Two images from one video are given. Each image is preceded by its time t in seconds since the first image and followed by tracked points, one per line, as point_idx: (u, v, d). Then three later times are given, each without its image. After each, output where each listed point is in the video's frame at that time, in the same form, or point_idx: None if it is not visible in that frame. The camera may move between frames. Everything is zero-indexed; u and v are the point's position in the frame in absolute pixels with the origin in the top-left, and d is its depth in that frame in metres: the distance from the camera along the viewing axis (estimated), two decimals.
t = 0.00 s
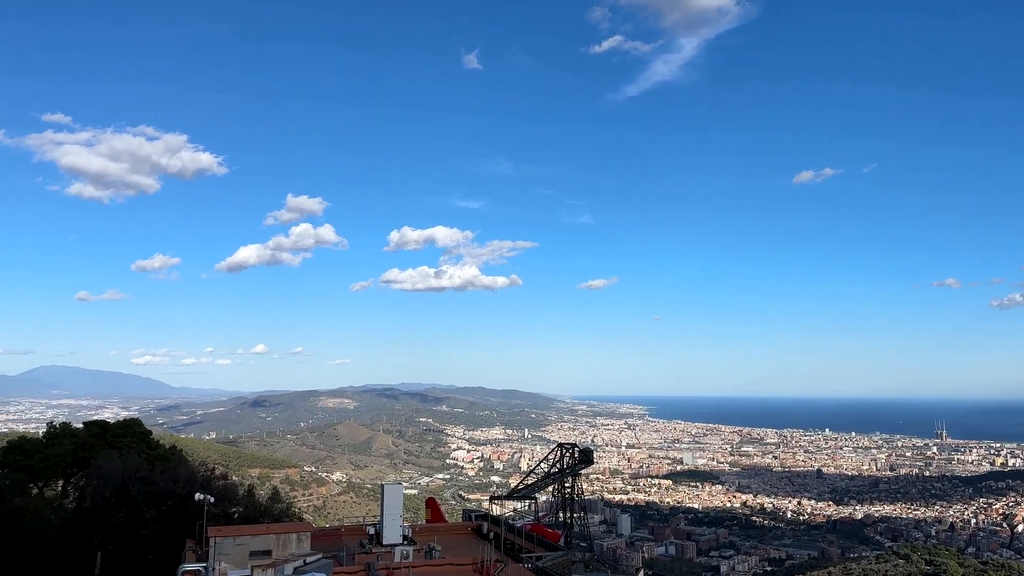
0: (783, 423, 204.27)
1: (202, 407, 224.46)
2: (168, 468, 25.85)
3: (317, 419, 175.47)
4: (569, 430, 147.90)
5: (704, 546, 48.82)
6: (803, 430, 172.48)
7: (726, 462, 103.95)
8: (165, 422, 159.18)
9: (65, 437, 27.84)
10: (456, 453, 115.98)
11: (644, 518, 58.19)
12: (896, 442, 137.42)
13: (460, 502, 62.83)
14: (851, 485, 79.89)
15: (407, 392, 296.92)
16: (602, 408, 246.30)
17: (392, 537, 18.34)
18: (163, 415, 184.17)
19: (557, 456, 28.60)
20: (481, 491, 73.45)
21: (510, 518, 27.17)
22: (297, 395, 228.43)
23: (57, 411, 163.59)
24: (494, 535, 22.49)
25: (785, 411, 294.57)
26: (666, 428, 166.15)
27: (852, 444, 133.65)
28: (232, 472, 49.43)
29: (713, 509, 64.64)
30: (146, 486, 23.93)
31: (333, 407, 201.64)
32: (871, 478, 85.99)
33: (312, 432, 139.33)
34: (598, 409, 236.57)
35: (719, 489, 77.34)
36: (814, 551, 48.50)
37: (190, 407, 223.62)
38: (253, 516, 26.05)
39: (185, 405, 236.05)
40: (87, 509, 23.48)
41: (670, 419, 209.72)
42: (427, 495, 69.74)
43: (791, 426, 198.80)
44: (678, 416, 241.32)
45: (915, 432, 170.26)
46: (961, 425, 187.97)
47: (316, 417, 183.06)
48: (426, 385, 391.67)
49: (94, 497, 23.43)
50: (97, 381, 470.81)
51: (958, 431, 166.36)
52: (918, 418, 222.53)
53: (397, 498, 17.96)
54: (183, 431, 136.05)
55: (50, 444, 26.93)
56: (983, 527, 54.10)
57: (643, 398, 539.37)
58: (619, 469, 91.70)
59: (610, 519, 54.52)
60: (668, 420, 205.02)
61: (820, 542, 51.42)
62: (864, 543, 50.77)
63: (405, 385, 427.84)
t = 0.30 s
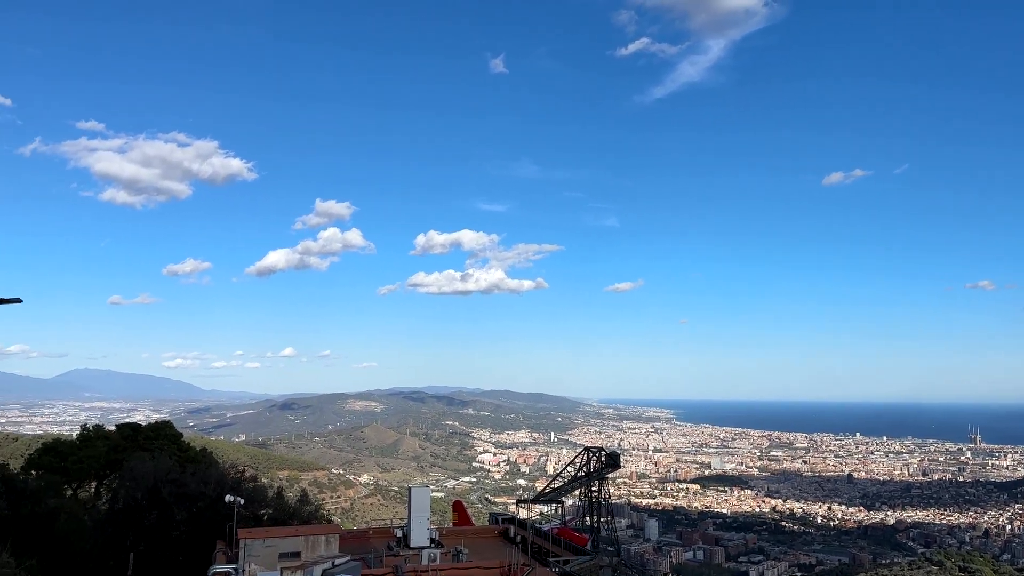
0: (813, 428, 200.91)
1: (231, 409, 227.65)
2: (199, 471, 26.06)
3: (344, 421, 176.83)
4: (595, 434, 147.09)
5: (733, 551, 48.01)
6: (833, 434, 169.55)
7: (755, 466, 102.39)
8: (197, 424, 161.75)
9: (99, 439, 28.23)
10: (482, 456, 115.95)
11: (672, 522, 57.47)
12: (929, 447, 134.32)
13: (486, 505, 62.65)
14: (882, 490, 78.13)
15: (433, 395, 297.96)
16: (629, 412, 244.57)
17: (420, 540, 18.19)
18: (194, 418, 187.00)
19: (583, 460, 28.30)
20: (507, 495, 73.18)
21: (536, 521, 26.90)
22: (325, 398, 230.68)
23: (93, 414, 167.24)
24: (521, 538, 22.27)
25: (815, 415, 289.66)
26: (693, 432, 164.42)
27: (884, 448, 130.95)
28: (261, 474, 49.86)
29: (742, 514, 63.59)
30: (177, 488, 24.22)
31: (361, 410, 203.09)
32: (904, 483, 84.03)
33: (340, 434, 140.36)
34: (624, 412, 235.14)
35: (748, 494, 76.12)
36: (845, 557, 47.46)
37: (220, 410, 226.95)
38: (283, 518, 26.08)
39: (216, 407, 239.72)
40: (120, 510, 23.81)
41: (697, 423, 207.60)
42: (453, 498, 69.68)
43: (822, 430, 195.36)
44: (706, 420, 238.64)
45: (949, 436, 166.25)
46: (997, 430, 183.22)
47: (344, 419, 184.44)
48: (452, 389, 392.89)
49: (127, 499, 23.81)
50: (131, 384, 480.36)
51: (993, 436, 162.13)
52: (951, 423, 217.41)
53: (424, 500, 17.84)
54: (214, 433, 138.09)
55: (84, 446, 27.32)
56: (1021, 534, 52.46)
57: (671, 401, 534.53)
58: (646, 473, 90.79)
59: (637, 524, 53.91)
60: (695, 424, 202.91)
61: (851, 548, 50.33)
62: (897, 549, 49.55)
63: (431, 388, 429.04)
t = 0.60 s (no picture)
0: (842, 432, 197.22)
1: (259, 412, 230.51)
2: (228, 473, 26.23)
3: (370, 424, 177.94)
4: (621, 437, 146.03)
5: (761, 557, 47.14)
6: (863, 438, 166.30)
7: (783, 471, 100.69)
8: (225, 427, 164.07)
9: (130, 441, 28.55)
10: (508, 459, 115.81)
11: (699, 527, 56.69)
12: (963, 451, 130.96)
13: (512, 509, 62.41)
14: (913, 496, 76.28)
15: (458, 399, 298.79)
16: (655, 416, 242.50)
17: (446, 543, 18.07)
18: (224, 421, 189.63)
19: (609, 464, 27.94)
20: (532, 498, 72.81)
21: (563, 525, 26.55)
22: (352, 401, 232.46)
23: (126, 416, 170.68)
24: (547, 542, 22.02)
25: (846, 419, 284.50)
26: (720, 436, 162.31)
27: (915, 453, 128.14)
28: (288, 476, 50.32)
29: (770, 519, 62.50)
30: (206, 490, 24.41)
31: (386, 413, 204.07)
32: (936, 488, 82.00)
33: (366, 438, 141.17)
34: (650, 416, 233.29)
35: (776, 499, 74.79)
36: (875, 563, 46.36)
37: (248, 413, 229.88)
38: (311, 520, 26.11)
39: (244, 409, 242.92)
40: (150, 512, 24.06)
41: (724, 427, 205.07)
42: (479, 502, 69.57)
43: (851, 434, 191.83)
44: (733, 424, 235.54)
45: (983, 441, 162.14)
46: None
47: (370, 422, 185.61)
48: (477, 392, 393.64)
49: (157, 501, 24.02)
50: (164, 387, 489.09)
51: None
52: (986, 427, 212.02)
53: (450, 503, 17.70)
54: (243, 436, 139.82)
55: (115, 448, 27.64)
56: None
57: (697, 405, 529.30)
58: (673, 478, 89.72)
59: (664, 529, 53.21)
60: (722, 428, 200.53)
61: (882, 554, 49.14)
62: (928, 555, 48.29)
63: (455, 391, 430.64)
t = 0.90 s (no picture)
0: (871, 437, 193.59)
1: (285, 416, 232.92)
2: (255, 475, 26.50)
3: (395, 428, 178.86)
4: (646, 441, 144.92)
5: (789, 563, 46.23)
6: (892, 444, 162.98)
7: (811, 476, 98.95)
8: (253, 430, 166.36)
9: (158, 443, 28.86)
10: (532, 463, 115.54)
11: (725, 533, 55.85)
12: (997, 457, 127.77)
13: (537, 513, 62.09)
14: (944, 501, 74.41)
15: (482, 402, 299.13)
16: (679, 420, 239.96)
17: (471, 547, 17.95)
18: (250, 423, 191.94)
19: (634, 468, 27.59)
20: (557, 503, 72.38)
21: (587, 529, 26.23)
22: (377, 404, 234.09)
23: (156, 419, 173.74)
24: (572, 546, 21.78)
25: (875, 423, 279.38)
26: (746, 440, 160.24)
27: (947, 458, 125.23)
28: (314, 479, 50.62)
29: (798, 524, 61.35)
30: (234, 493, 24.67)
31: (411, 417, 205.13)
32: (967, 494, 79.98)
33: (391, 440, 141.88)
34: (675, 420, 231.23)
35: (804, 504, 73.44)
36: (905, 570, 45.25)
37: (275, 416, 232.42)
38: (337, 522, 26.21)
39: (270, 413, 245.78)
40: (179, 514, 24.33)
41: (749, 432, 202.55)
42: (503, 505, 69.29)
43: (881, 438, 188.21)
44: (758, 428, 232.32)
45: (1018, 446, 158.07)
46: None
47: (395, 425, 186.49)
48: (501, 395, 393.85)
49: (185, 503, 24.31)
50: (193, 390, 496.56)
51: None
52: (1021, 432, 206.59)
53: (475, 507, 17.55)
54: (270, 438, 141.39)
55: (144, 451, 28.01)
56: None
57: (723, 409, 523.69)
58: (698, 482, 88.63)
59: (689, 534, 52.48)
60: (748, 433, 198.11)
61: (912, 560, 48.05)
62: (960, 562, 47.01)
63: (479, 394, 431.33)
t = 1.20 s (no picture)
0: (901, 441, 189.75)
1: (311, 419, 235.11)
2: (281, 477, 26.67)
3: (419, 431, 179.41)
4: (671, 446, 143.60)
5: (817, 569, 45.40)
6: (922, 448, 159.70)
7: (839, 481, 97.21)
8: (279, 433, 168.31)
9: (186, 446, 29.16)
10: (556, 467, 115.08)
11: (752, 538, 55.06)
12: None
13: (562, 517, 61.76)
14: (977, 507, 72.55)
15: (506, 406, 299.15)
16: (704, 424, 237.90)
17: (495, 551, 17.80)
18: (276, 426, 194.03)
19: (660, 472, 27.29)
20: (581, 507, 71.94)
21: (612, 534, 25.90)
22: (400, 407, 235.32)
23: (184, 421, 176.59)
24: (597, 551, 21.51)
25: (904, 428, 274.24)
26: (773, 445, 158.15)
27: (979, 463, 122.29)
28: (340, 482, 50.89)
29: (826, 530, 60.29)
30: (261, 495, 24.84)
31: (435, 420, 205.80)
32: (1000, 500, 77.94)
33: (416, 444, 142.38)
34: (700, 424, 229.09)
35: (832, 509, 72.14)
36: None
37: (301, 419, 234.70)
38: (363, 525, 26.25)
39: (297, 416, 248.39)
40: (205, 517, 24.50)
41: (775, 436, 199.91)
42: (528, 509, 69.06)
43: (911, 443, 184.58)
44: (785, 432, 229.39)
45: None
46: None
47: (419, 428, 187.26)
48: (524, 399, 393.53)
49: (212, 505, 24.52)
50: (221, 394, 503.32)
51: None
52: None
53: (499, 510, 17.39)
54: (296, 441, 142.75)
55: (172, 453, 28.31)
56: None
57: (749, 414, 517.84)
58: (724, 487, 87.49)
59: (716, 539, 51.78)
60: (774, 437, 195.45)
61: (942, 567, 46.92)
62: (993, 569, 45.72)
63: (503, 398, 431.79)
